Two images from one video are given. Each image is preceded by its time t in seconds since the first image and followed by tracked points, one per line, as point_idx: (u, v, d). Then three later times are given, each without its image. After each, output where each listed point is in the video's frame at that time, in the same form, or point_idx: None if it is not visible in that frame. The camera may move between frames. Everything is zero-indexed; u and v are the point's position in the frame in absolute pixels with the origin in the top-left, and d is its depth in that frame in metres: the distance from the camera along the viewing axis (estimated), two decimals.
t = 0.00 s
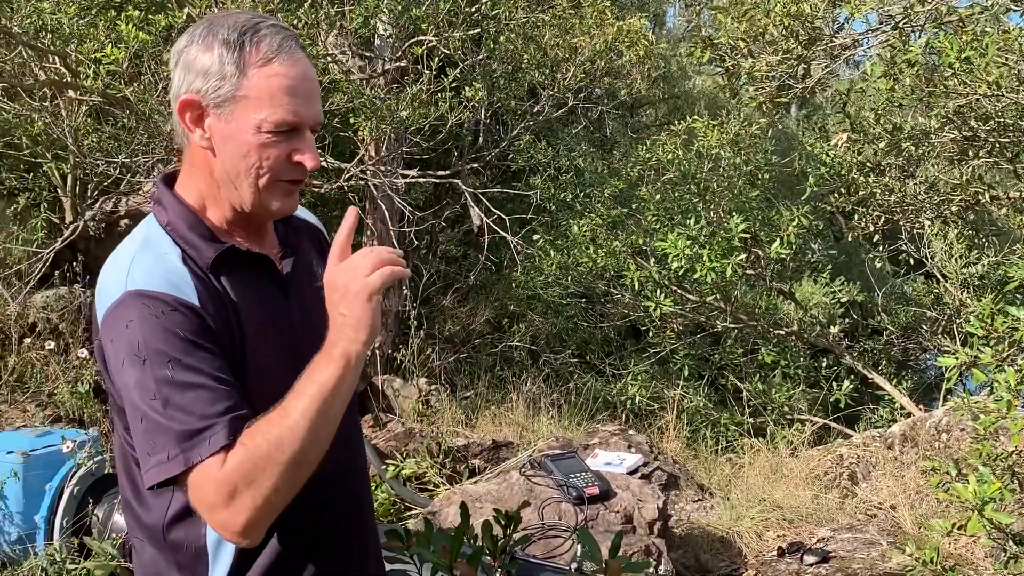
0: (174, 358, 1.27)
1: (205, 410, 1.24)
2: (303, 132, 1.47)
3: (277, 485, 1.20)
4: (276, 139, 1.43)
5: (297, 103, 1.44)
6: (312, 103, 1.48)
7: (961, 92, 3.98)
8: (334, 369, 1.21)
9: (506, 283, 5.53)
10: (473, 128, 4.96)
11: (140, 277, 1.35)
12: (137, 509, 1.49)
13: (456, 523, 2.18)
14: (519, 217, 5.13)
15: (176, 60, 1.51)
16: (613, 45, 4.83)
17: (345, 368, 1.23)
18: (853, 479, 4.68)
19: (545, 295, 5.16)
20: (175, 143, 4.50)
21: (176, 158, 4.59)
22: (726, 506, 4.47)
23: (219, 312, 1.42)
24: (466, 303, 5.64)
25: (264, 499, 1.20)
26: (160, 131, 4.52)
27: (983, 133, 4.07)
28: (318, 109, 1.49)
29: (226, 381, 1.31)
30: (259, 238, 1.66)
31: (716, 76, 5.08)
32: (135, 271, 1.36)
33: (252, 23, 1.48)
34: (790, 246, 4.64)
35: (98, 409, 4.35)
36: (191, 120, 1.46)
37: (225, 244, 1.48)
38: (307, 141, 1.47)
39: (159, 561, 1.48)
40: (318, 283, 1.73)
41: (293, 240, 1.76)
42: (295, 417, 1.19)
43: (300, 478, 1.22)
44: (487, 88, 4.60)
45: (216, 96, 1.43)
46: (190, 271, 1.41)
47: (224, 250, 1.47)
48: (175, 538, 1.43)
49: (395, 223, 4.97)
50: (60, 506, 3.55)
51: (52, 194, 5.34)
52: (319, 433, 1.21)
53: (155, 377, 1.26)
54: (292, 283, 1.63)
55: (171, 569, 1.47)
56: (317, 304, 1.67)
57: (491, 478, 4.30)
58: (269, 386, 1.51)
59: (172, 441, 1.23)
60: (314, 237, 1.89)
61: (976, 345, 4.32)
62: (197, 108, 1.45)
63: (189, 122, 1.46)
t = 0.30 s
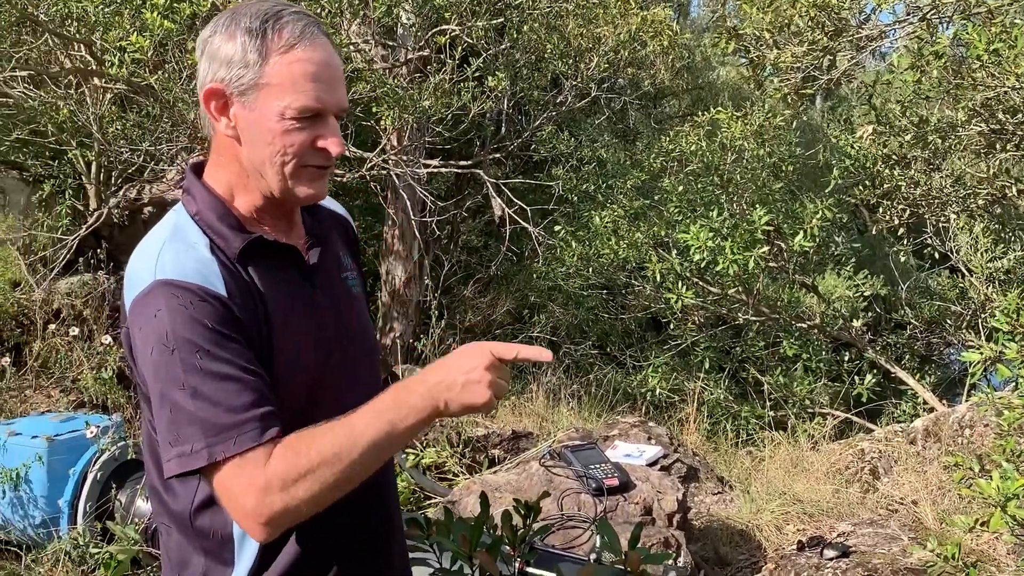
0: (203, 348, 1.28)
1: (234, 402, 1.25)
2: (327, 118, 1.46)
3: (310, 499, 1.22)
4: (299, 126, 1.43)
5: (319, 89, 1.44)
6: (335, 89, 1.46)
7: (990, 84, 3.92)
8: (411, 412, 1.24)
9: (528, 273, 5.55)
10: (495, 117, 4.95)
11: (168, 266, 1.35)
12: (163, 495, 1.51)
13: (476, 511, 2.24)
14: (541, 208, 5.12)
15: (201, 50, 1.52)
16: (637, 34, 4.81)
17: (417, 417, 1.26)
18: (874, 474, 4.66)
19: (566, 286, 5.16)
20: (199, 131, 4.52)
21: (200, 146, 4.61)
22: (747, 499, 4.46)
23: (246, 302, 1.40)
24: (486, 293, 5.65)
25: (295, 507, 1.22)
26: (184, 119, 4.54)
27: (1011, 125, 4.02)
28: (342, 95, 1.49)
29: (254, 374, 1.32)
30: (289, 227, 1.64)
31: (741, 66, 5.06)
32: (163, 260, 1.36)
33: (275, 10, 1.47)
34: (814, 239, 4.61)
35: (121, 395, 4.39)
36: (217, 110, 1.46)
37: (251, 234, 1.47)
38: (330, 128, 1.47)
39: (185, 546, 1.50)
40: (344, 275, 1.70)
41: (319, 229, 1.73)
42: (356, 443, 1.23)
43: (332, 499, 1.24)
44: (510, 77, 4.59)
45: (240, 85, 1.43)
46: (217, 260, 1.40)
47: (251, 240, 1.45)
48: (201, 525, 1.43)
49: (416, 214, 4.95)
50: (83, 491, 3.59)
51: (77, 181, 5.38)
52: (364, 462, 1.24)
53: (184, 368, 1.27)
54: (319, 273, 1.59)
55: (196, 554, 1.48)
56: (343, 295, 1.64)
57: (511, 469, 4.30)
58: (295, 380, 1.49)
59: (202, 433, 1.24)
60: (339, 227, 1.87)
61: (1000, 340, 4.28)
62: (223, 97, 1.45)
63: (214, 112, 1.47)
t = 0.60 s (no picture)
0: (206, 334, 1.27)
1: (235, 388, 1.24)
2: (287, 90, 1.49)
3: (322, 492, 1.24)
4: (258, 97, 1.48)
5: (277, 61, 1.47)
6: (299, 60, 1.48)
7: (999, 77, 3.91)
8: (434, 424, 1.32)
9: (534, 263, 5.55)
10: (502, 107, 4.96)
11: (171, 251, 1.35)
12: (170, 481, 1.50)
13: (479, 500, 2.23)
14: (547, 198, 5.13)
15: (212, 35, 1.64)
16: (645, 24, 4.85)
17: (436, 429, 1.33)
18: (877, 466, 4.66)
19: (572, 276, 5.17)
20: (206, 118, 4.52)
21: (207, 132, 4.61)
22: (750, 490, 4.47)
23: (250, 290, 1.40)
24: (492, 282, 5.67)
25: (307, 498, 1.23)
26: (191, 105, 4.53)
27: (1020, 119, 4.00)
28: (315, 69, 1.50)
29: (260, 361, 1.31)
30: (294, 212, 1.67)
31: (749, 57, 5.06)
32: (167, 246, 1.36)
33: None
34: (820, 231, 4.61)
35: (127, 380, 4.40)
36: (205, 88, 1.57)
37: (256, 220, 1.48)
38: (290, 100, 1.49)
39: (190, 531, 1.49)
40: (352, 265, 1.71)
41: (327, 217, 1.74)
42: (377, 447, 1.27)
43: (340, 495, 1.26)
44: (518, 66, 4.58)
45: (217, 61, 1.53)
46: (220, 247, 1.40)
47: (256, 227, 1.46)
48: (206, 510, 1.44)
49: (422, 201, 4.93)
50: (89, 475, 3.61)
51: (84, 166, 5.39)
52: (378, 465, 1.28)
53: (188, 353, 1.26)
54: (325, 262, 1.60)
55: (201, 540, 1.48)
56: (349, 284, 1.65)
57: (515, 458, 4.32)
58: (301, 370, 1.49)
59: (205, 417, 1.23)
60: (348, 215, 1.87)
61: (1006, 334, 4.28)
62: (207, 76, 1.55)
63: (204, 90, 1.59)
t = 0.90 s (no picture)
0: (185, 331, 1.27)
1: (212, 386, 1.24)
2: (271, 78, 1.48)
3: (302, 487, 1.22)
4: (243, 85, 1.48)
5: (262, 47, 1.47)
6: (284, 48, 1.48)
7: (989, 76, 3.92)
8: (412, 415, 1.26)
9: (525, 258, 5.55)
10: (494, 102, 4.95)
11: (151, 247, 1.35)
12: (155, 476, 1.49)
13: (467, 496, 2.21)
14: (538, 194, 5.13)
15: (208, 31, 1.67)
16: (637, 21, 4.80)
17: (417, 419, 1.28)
18: (865, 463, 4.68)
19: (563, 272, 5.18)
20: (196, 112, 4.51)
21: (197, 126, 4.60)
22: (738, 486, 4.48)
23: (231, 288, 1.39)
24: (483, 278, 5.67)
25: (286, 493, 1.22)
26: (181, 99, 4.52)
27: (1009, 118, 4.01)
28: (302, 56, 1.50)
29: (240, 358, 1.31)
30: (283, 208, 1.65)
31: (741, 54, 5.06)
32: (147, 242, 1.36)
33: None
34: (809, 228, 4.63)
35: (116, 374, 4.40)
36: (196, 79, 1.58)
37: (239, 216, 1.47)
38: (274, 87, 1.48)
39: (173, 529, 1.48)
40: (344, 262, 1.69)
41: (319, 212, 1.72)
42: (354, 440, 1.24)
43: (322, 488, 1.25)
44: (510, 61, 4.58)
45: (205, 51, 1.54)
46: (202, 244, 1.39)
47: (239, 223, 1.45)
48: (189, 508, 1.43)
49: (413, 197, 4.97)
50: (77, 470, 3.60)
51: (74, 159, 5.37)
52: (358, 458, 1.25)
53: (166, 350, 1.26)
54: (313, 259, 1.59)
55: (184, 537, 1.47)
56: (339, 282, 1.63)
57: (504, 453, 4.32)
58: (288, 368, 1.47)
59: (187, 414, 1.23)
60: (342, 210, 1.86)
61: (994, 333, 4.30)
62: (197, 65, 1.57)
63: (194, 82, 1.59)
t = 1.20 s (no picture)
0: (171, 335, 1.26)
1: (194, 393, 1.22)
2: (271, 103, 1.46)
3: (298, 455, 1.18)
4: (241, 103, 1.46)
5: (266, 74, 1.44)
6: (288, 76, 1.45)
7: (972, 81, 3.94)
8: (358, 343, 1.19)
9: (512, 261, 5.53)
10: (480, 105, 4.94)
11: (134, 252, 1.32)
12: (139, 482, 1.49)
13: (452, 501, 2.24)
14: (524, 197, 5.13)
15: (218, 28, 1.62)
16: (623, 25, 4.85)
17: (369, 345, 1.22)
18: (850, 466, 4.69)
19: (549, 275, 5.17)
20: (180, 114, 4.50)
21: (181, 128, 4.58)
22: (723, 489, 4.49)
23: (217, 294, 1.39)
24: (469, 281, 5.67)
25: (285, 469, 1.18)
26: (165, 102, 4.50)
27: (992, 122, 4.02)
28: (305, 85, 1.47)
29: (228, 358, 1.30)
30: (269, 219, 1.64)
31: (726, 58, 5.07)
32: (130, 247, 1.33)
33: None
34: (794, 232, 4.64)
35: (98, 379, 4.38)
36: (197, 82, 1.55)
37: (224, 224, 1.46)
38: (272, 113, 1.45)
39: (157, 535, 1.49)
40: (329, 269, 1.70)
41: (305, 219, 1.73)
42: (319, 389, 1.18)
43: (321, 450, 1.20)
44: (495, 64, 4.57)
45: (210, 61, 1.51)
46: (186, 250, 1.38)
47: (223, 230, 1.44)
48: (173, 515, 1.42)
49: (399, 200, 4.97)
50: (59, 475, 3.58)
51: (56, 162, 5.33)
52: (337, 406, 1.19)
53: (155, 350, 1.25)
54: (297, 265, 1.59)
55: (167, 545, 1.47)
56: (323, 289, 1.65)
57: (490, 457, 4.30)
58: (271, 374, 1.48)
59: (178, 413, 1.22)
60: (330, 216, 1.86)
61: (978, 336, 4.32)
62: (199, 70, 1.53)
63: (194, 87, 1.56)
